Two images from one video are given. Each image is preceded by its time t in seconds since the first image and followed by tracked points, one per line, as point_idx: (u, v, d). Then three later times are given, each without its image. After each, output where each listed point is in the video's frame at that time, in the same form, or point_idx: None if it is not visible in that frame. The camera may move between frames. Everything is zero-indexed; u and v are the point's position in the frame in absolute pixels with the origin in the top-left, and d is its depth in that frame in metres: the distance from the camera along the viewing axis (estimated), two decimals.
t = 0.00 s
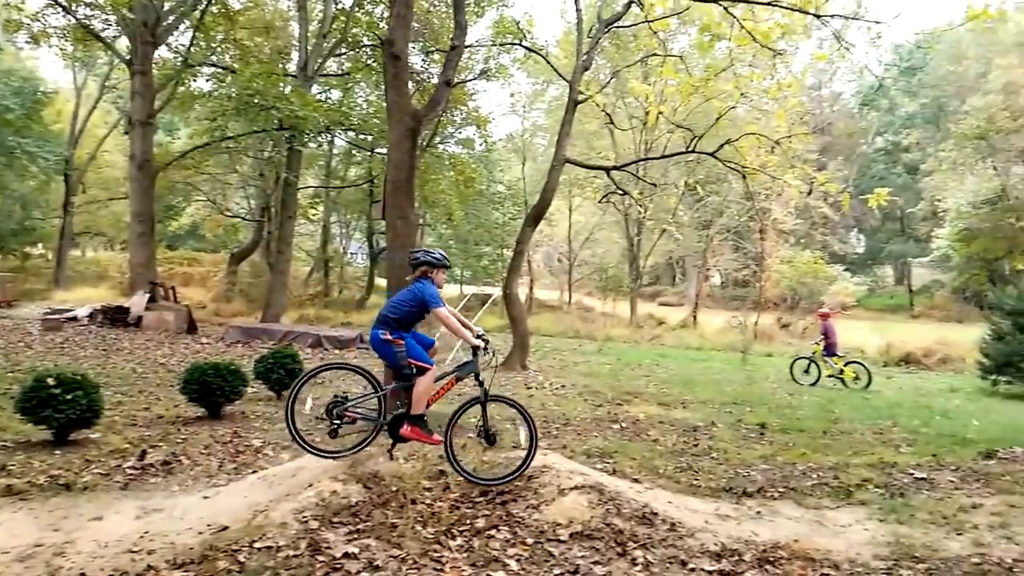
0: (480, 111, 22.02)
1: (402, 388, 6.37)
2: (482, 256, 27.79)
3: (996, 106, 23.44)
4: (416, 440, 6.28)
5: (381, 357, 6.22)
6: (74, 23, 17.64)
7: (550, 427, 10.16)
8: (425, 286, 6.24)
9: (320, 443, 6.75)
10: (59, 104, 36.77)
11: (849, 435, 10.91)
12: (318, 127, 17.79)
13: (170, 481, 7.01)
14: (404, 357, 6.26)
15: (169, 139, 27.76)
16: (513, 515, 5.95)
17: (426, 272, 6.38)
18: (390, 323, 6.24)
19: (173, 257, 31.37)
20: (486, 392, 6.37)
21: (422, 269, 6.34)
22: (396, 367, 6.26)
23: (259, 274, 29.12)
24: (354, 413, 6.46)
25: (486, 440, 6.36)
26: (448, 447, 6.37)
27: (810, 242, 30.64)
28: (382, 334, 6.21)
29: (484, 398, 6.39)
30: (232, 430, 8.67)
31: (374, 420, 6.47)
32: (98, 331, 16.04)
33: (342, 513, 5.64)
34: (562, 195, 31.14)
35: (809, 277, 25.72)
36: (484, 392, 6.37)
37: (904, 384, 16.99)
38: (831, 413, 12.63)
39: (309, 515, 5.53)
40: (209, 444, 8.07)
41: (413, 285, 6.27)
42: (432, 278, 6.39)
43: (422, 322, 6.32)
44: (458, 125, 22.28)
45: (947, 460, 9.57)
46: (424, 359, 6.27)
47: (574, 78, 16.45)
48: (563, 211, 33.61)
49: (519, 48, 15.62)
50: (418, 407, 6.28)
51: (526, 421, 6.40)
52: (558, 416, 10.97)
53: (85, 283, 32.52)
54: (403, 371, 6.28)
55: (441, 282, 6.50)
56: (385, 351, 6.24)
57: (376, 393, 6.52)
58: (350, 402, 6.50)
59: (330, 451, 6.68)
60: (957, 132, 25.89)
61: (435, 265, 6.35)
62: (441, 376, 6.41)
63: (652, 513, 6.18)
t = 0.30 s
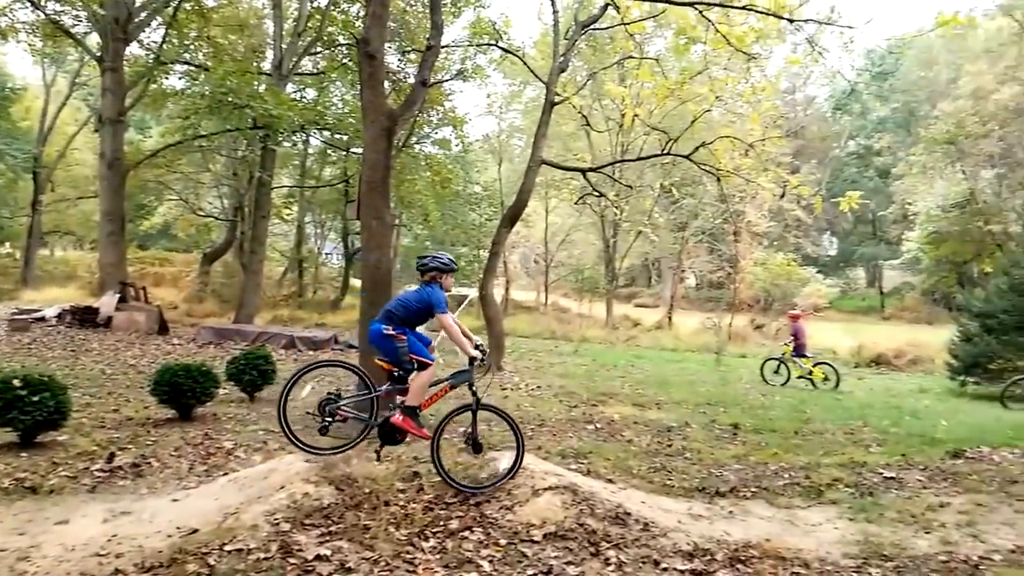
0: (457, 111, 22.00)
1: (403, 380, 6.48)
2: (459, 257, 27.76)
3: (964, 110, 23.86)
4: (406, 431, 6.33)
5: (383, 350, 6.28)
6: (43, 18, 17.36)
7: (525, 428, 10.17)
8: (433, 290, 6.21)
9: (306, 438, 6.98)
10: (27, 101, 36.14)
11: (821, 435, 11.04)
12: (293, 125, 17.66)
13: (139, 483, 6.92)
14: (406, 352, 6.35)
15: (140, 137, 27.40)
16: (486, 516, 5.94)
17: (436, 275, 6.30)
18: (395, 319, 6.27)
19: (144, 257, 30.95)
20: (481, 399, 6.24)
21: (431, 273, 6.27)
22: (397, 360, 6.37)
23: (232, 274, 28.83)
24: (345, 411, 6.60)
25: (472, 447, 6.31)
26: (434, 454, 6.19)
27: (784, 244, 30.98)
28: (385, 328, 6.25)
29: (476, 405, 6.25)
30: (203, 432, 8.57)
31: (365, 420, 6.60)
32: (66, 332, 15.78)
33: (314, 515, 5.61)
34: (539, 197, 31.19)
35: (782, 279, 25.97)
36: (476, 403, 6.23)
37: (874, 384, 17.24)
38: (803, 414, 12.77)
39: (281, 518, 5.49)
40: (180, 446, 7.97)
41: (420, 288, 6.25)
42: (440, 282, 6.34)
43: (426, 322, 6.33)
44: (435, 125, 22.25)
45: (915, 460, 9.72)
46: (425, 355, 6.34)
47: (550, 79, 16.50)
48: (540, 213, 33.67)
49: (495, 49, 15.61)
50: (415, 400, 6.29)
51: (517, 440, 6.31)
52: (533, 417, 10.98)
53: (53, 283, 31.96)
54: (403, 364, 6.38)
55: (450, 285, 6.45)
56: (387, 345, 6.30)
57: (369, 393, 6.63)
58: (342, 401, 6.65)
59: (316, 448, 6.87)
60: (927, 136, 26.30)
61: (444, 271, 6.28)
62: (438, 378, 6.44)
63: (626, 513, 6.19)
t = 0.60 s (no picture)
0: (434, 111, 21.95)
1: (403, 376, 6.67)
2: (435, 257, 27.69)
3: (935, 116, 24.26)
4: (395, 423, 6.52)
5: (384, 347, 6.45)
6: (11, 13, 17.04)
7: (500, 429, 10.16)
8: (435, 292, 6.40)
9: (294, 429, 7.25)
10: None
11: (793, 435, 11.15)
12: (267, 124, 17.50)
13: (108, 485, 6.81)
14: (407, 349, 6.54)
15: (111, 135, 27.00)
16: (460, 517, 5.93)
17: (442, 279, 6.51)
18: (399, 317, 6.49)
19: (115, 256, 30.49)
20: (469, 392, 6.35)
21: (440, 278, 6.47)
22: (397, 357, 6.54)
23: (205, 274, 28.50)
24: (333, 403, 6.89)
25: (459, 438, 6.39)
26: (422, 450, 6.25)
27: (758, 246, 31.27)
28: (389, 324, 6.44)
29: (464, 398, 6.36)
30: (173, 434, 8.46)
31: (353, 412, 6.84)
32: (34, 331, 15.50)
33: (285, 517, 5.57)
34: (516, 197, 31.20)
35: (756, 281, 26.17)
36: (465, 393, 6.33)
37: (846, 385, 17.46)
38: (775, 414, 12.90)
39: (252, 519, 5.45)
40: (150, 448, 7.86)
41: (427, 290, 6.45)
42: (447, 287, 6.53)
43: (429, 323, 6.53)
44: (412, 125, 22.18)
45: (886, 460, 9.86)
46: (425, 353, 6.56)
47: (527, 80, 16.50)
48: (517, 213, 33.70)
49: (472, 49, 15.56)
50: (408, 393, 6.51)
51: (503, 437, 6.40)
52: (508, 418, 10.98)
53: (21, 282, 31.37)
54: (402, 361, 6.57)
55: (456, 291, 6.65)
56: (389, 341, 6.48)
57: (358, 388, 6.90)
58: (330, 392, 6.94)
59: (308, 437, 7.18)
60: (899, 141, 26.69)
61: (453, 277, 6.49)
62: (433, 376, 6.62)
63: (600, 513, 6.21)
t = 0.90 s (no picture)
0: (414, 111, 21.90)
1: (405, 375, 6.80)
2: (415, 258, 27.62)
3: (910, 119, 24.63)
4: (389, 415, 6.67)
5: (386, 345, 6.63)
6: None
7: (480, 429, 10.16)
8: (434, 290, 6.54)
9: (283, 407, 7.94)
10: None
11: (770, 435, 11.25)
12: (245, 122, 17.36)
13: (81, 487, 6.73)
14: (410, 349, 6.67)
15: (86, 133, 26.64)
16: (438, 517, 5.93)
17: (443, 277, 6.65)
18: (402, 316, 6.67)
19: (90, 255, 30.09)
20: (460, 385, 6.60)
21: (449, 280, 6.58)
22: (401, 356, 6.67)
23: (181, 274, 28.20)
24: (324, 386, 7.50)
25: (446, 432, 6.63)
26: (411, 444, 6.39)
27: (736, 247, 31.49)
28: (393, 323, 6.65)
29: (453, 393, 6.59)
30: (149, 435, 8.37)
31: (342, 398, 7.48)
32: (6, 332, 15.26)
33: (262, 518, 5.53)
34: (497, 198, 31.20)
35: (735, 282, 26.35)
36: (456, 387, 6.56)
37: (822, 384, 17.66)
38: (753, 414, 13.02)
39: (228, 521, 5.42)
40: (124, 450, 7.78)
41: (432, 290, 6.59)
42: (455, 290, 6.61)
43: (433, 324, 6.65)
44: (391, 125, 22.11)
45: (861, 458, 9.98)
46: (428, 353, 6.64)
47: (507, 80, 16.50)
48: (497, 214, 33.71)
49: (452, 48, 15.55)
50: (404, 387, 6.65)
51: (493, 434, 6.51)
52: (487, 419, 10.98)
53: None
54: (406, 360, 6.69)
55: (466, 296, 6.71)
56: (391, 340, 6.65)
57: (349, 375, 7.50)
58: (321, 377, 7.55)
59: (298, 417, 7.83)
60: (875, 143, 27.02)
61: (461, 280, 6.57)
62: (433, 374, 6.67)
63: (578, 512, 6.23)
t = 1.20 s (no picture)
0: (394, 111, 21.85)
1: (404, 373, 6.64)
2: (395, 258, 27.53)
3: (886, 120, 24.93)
4: (388, 409, 6.43)
5: (390, 345, 6.40)
6: None
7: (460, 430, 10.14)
8: (437, 288, 6.45)
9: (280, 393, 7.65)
10: None
11: (748, 433, 11.35)
12: (223, 121, 17.24)
13: (56, 489, 6.66)
14: (413, 349, 6.48)
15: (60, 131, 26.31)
16: (418, 517, 5.94)
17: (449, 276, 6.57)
18: (404, 315, 6.48)
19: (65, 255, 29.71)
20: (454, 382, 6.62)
21: (453, 281, 6.47)
22: (404, 356, 6.47)
23: (158, 275, 27.92)
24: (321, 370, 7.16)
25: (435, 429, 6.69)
26: (402, 444, 6.45)
27: (715, 247, 31.70)
28: (396, 323, 6.42)
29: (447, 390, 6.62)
30: (125, 437, 8.29)
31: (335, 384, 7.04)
32: None
33: (239, 519, 5.51)
34: (478, 198, 31.18)
35: (714, 282, 26.52)
36: (452, 385, 6.59)
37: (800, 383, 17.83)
38: (731, 413, 13.11)
39: (204, 522, 5.39)
40: (100, 451, 7.70)
41: (435, 290, 6.45)
42: (458, 291, 6.51)
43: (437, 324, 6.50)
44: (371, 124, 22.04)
45: (837, 456, 10.09)
46: (432, 353, 6.49)
47: (487, 80, 16.52)
48: (477, 215, 33.70)
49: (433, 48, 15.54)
50: (406, 384, 6.49)
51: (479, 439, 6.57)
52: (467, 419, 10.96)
53: None
54: (408, 360, 6.50)
55: (469, 297, 6.60)
56: (394, 340, 6.42)
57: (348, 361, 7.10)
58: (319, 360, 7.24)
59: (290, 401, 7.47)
60: (852, 145, 27.34)
61: (466, 282, 6.46)
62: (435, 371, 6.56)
63: (557, 511, 6.24)
